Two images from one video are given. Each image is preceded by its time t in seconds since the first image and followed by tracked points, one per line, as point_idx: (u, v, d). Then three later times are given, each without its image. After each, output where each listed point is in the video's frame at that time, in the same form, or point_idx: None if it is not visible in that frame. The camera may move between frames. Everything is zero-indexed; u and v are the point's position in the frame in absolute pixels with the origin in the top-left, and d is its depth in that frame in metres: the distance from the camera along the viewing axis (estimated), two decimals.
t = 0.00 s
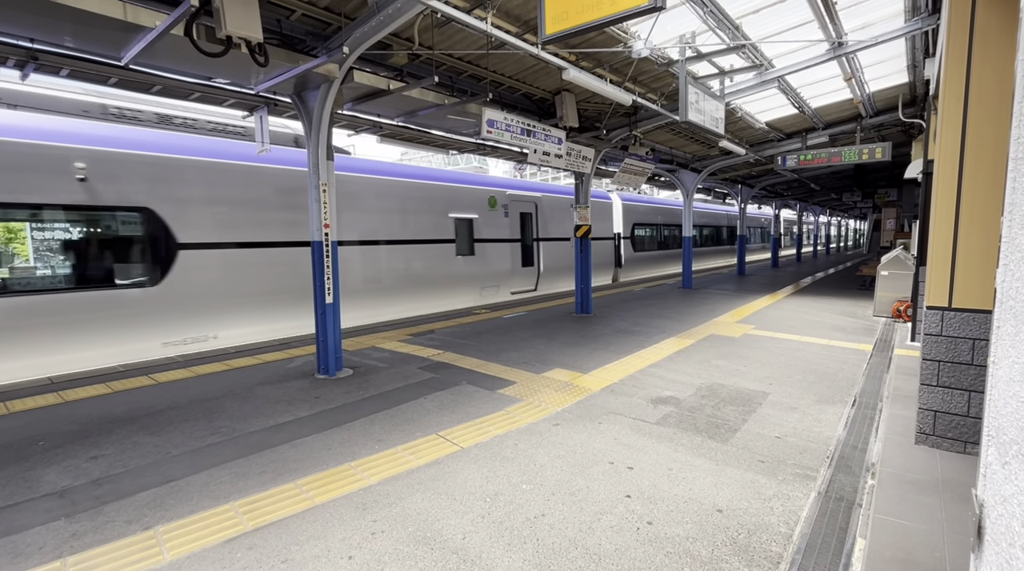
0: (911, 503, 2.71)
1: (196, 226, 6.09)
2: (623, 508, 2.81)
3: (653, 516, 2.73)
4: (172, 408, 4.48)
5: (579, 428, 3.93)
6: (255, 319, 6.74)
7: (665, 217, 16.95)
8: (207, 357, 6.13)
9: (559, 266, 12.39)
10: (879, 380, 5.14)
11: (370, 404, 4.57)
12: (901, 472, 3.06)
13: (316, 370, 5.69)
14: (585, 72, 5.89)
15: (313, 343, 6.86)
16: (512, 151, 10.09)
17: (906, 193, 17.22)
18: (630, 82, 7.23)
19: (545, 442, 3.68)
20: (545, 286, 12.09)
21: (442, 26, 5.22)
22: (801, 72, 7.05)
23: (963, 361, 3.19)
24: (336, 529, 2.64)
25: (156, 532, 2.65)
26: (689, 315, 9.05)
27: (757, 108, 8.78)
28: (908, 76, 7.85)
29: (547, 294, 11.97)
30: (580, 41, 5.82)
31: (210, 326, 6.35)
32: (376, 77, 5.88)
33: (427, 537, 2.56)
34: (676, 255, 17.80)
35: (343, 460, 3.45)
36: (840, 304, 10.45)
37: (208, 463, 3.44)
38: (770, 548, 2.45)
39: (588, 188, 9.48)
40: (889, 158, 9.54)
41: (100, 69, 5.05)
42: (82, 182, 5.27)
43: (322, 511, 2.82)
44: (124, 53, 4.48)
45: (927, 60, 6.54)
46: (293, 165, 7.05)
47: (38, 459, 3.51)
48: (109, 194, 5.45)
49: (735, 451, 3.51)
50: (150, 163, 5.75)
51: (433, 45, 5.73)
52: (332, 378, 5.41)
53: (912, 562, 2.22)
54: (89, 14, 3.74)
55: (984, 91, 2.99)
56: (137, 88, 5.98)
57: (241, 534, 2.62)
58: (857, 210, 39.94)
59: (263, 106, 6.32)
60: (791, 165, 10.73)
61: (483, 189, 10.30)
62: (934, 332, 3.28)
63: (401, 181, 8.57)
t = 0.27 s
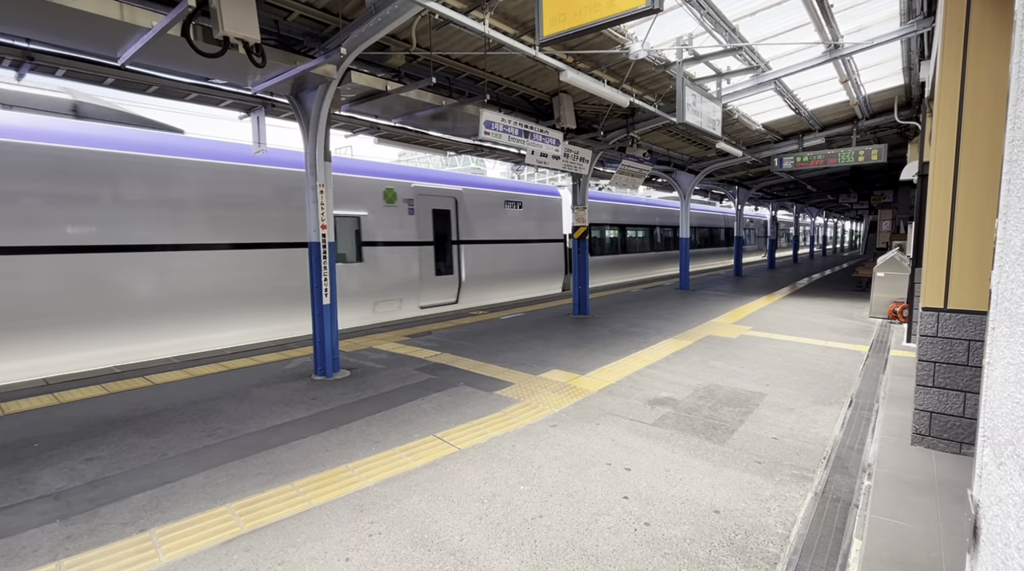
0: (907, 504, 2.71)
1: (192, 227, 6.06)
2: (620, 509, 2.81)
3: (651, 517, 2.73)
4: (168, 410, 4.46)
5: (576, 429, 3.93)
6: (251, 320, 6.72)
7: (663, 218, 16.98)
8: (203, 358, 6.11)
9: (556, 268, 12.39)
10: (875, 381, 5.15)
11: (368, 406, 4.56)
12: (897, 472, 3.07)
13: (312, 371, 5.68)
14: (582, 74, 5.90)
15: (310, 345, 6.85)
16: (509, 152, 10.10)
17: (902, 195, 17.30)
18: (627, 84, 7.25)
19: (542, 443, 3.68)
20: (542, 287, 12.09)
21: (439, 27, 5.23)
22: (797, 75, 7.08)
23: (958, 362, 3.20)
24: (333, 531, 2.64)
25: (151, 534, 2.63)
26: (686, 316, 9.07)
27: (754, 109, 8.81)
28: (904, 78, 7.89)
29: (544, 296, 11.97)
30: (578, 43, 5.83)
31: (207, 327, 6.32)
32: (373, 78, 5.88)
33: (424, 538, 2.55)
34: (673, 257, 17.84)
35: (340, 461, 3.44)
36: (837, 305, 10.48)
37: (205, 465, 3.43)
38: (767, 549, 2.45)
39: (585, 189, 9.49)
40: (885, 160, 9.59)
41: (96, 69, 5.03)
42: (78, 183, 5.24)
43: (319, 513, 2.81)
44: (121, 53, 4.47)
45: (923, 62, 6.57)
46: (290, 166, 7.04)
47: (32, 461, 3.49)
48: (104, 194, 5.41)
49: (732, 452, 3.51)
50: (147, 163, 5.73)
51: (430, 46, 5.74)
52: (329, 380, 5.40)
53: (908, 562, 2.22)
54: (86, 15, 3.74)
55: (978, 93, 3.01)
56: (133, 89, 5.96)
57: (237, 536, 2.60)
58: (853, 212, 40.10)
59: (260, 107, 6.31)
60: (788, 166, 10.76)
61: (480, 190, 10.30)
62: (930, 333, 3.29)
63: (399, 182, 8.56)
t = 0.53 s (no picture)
0: (903, 505, 2.72)
1: (189, 227, 6.04)
2: (618, 510, 2.81)
3: (648, 518, 2.74)
4: (165, 411, 4.44)
5: (574, 430, 3.93)
6: (249, 321, 6.70)
7: (660, 219, 17.01)
8: (200, 360, 6.09)
9: (554, 269, 12.40)
10: (872, 382, 5.17)
11: (365, 407, 4.55)
12: (894, 473, 3.08)
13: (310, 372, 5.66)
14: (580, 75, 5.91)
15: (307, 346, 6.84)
16: (507, 153, 10.11)
17: (898, 197, 17.37)
18: (625, 85, 7.26)
19: (540, 444, 3.68)
20: (540, 289, 12.10)
21: (437, 28, 5.23)
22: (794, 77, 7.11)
23: (954, 362, 3.21)
24: (330, 532, 2.63)
25: (148, 536, 2.62)
26: (684, 317, 9.08)
27: (751, 111, 8.84)
28: (900, 81, 7.93)
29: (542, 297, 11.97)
30: (576, 45, 5.84)
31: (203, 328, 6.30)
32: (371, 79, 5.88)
33: (422, 540, 2.55)
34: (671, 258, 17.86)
35: (337, 463, 3.43)
36: (834, 306, 10.51)
37: (201, 466, 3.42)
38: (765, 550, 2.45)
39: (583, 190, 9.50)
40: (882, 162, 9.62)
41: (93, 70, 5.02)
42: (74, 183, 5.22)
43: (316, 514, 2.80)
44: (118, 53, 4.46)
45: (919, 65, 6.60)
46: (288, 167, 7.03)
47: (28, 463, 3.47)
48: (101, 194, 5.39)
49: (730, 453, 3.52)
50: (143, 163, 5.70)
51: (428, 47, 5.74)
52: (327, 381, 5.38)
53: (904, 563, 2.23)
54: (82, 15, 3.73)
55: (975, 94, 3.02)
56: (130, 89, 5.95)
57: (234, 538, 2.59)
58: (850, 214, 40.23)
59: (257, 108, 6.30)
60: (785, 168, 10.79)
61: (478, 191, 10.31)
62: (926, 334, 3.30)
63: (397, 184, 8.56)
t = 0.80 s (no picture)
0: (900, 505, 2.73)
1: (187, 228, 6.02)
2: (616, 512, 2.81)
3: (646, 519, 2.74)
4: (162, 413, 4.43)
5: (572, 431, 3.93)
6: (247, 322, 6.69)
7: (658, 221, 17.03)
8: (197, 361, 6.08)
9: (552, 270, 12.40)
10: (869, 383, 5.18)
11: (363, 408, 4.55)
12: (891, 474, 3.09)
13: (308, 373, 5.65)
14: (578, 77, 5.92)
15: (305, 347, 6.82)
16: (506, 155, 10.12)
17: (895, 199, 17.43)
18: (623, 87, 7.28)
19: (538, 446, 3.68)
20: (538, 290, 12.10)
21: (435, 29, 5.24)
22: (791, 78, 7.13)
23: (951, 363, 3.23)
24: (328, 534, 2.62)
25: (144, 539, 2.61)
26: (682, 318, 9.09)
27: (748, 113, 8.86)
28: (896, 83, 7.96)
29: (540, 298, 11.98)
30: (573, 46, 5.85)
31: (201, 329, 6.28)
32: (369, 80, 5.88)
33: (420, 542, 2.54)
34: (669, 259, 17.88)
35: (334, 464, 3.42)
36: (831, 307, 10.53)
37: (198, 468, 3.40)
38: (762, 551, 2.46)
39: (581, 192, 9.51)
40: (878, 163, 9.65)
41: (90, 70, 5.01)
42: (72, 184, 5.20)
43: (314, 516, 2.79)
44: (115, 53, 4.45)
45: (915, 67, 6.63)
46: (286, 168, 7.02)
47: (24, 465, 3.45)
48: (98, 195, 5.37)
49: (728, 454, 3.52)
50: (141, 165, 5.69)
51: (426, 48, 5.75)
52: (324, 382, 5.37)
53: (901, 563, 2.23)
54: (80, 15, 3.72)
55: (970, 94, 3.03)
56: (127, 90, 5.93)
57: (231, 540, 2.59)
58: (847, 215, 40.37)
59: (255, 108, 6.30)
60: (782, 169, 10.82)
61: (477, 193, 10.32)
62: (923, 336, 3.31)
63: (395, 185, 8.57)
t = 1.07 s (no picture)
0: (898, 506, 2.74)
1: (186, 230, 6.01)
2: (614, 513, 2.81)
3: (644, 520, 2.74)
4: (159, 414, 4.41)
5: (570, 432, 3.93)
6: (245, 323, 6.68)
7: (656, 222, 17.06)
8: (194, 362, 6.07)
9: (550, 271, 12.41)
10: (866, 384, 5.19)
11: (361, 409, 4.54)
12: (888, 475, 3.10)
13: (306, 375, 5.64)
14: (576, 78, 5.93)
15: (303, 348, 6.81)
16: (504, 156, 10.13)
17: (892, 200, 17.49)
18: (621, 88, 7.30)
19: (536, 447, 3.68)
20: (536, 291, 12.10)
21: (434, 31, 5.24)
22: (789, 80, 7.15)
23: (948, 364, 3.24)
24: (326, 535, 2.62)
25: (141, 540, 2.61)
26: (680, 319, 9.10)
27: (746, 114, 8.89)
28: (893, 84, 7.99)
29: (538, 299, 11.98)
30: (572, 48, 5.86)
31: (199, 330, 6.28)
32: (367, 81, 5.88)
33: (418, 543, 2.54)
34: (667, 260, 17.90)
35: (332, 466, 3.41)
36: (828, 308, 10.56)
37: (196, 469, 3.39)
38: (761, 552, 2.46)
39: (579, 193, 9.52)
40: (875, 165, 9.69)
41: (88, 71, 5.00)
42: (70, 186, 5.19)
43: (312, 518, 2.79)
44: (113, 54, 4.44)
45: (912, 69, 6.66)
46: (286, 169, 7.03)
47: (20, 467, 3.44)
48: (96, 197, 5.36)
49: (726, 455, 3.53)
50: (139, 167, 5.67)
51: (425, 49, 5.75)
52: (322, 384, 5.36)
53: (899, 564, 2.24)
54: (77, 16, 3.71)
55: (966, 96, 3.05)
56: (125, 90, 5.92)
57: (229, 542, 2.58)
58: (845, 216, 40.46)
59: (253, 109, 6.29)
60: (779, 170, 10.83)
61: (475, 193, 10.33)
62: (919, 336, 3.33)
63: (394, 186, 8.58)
